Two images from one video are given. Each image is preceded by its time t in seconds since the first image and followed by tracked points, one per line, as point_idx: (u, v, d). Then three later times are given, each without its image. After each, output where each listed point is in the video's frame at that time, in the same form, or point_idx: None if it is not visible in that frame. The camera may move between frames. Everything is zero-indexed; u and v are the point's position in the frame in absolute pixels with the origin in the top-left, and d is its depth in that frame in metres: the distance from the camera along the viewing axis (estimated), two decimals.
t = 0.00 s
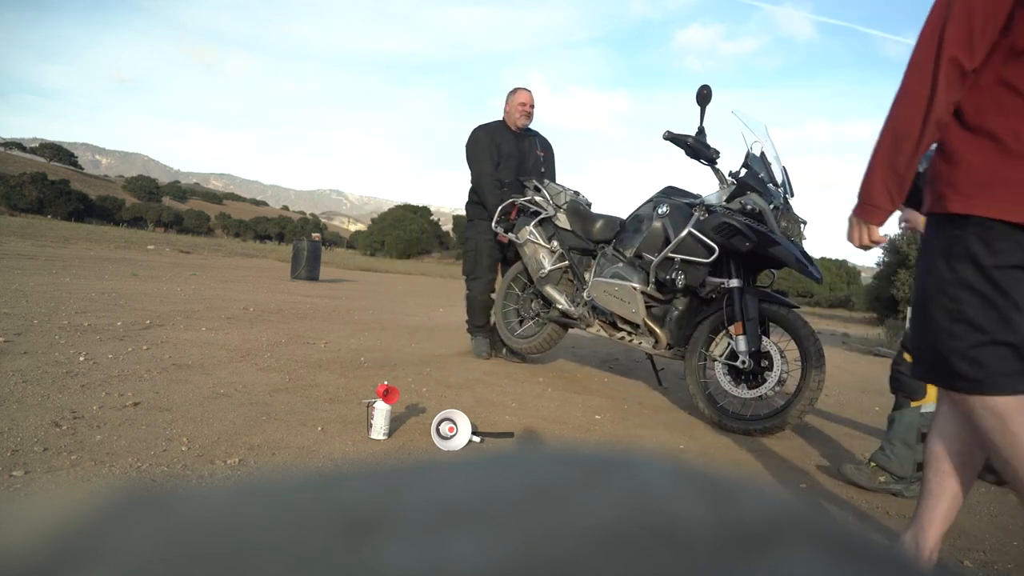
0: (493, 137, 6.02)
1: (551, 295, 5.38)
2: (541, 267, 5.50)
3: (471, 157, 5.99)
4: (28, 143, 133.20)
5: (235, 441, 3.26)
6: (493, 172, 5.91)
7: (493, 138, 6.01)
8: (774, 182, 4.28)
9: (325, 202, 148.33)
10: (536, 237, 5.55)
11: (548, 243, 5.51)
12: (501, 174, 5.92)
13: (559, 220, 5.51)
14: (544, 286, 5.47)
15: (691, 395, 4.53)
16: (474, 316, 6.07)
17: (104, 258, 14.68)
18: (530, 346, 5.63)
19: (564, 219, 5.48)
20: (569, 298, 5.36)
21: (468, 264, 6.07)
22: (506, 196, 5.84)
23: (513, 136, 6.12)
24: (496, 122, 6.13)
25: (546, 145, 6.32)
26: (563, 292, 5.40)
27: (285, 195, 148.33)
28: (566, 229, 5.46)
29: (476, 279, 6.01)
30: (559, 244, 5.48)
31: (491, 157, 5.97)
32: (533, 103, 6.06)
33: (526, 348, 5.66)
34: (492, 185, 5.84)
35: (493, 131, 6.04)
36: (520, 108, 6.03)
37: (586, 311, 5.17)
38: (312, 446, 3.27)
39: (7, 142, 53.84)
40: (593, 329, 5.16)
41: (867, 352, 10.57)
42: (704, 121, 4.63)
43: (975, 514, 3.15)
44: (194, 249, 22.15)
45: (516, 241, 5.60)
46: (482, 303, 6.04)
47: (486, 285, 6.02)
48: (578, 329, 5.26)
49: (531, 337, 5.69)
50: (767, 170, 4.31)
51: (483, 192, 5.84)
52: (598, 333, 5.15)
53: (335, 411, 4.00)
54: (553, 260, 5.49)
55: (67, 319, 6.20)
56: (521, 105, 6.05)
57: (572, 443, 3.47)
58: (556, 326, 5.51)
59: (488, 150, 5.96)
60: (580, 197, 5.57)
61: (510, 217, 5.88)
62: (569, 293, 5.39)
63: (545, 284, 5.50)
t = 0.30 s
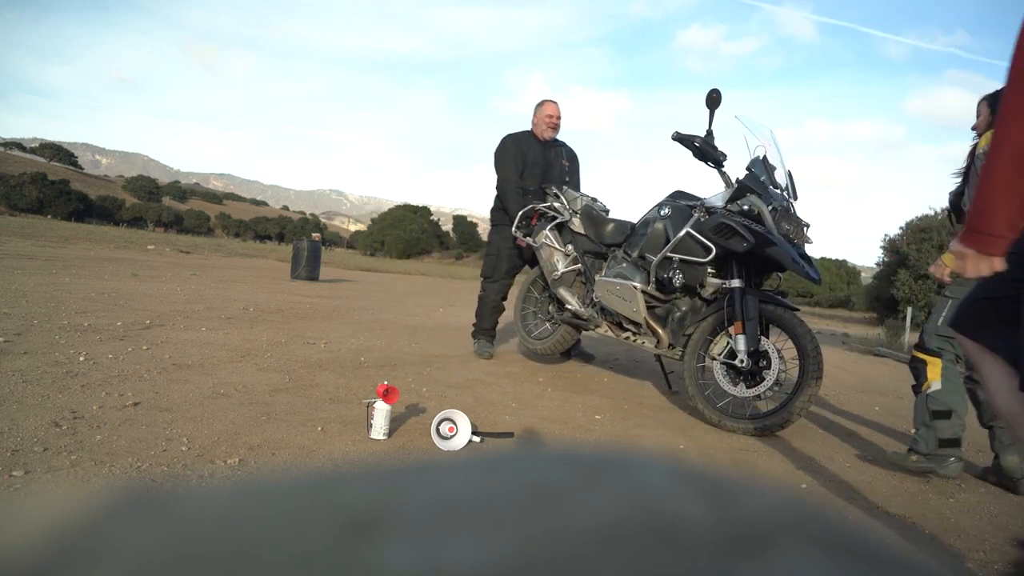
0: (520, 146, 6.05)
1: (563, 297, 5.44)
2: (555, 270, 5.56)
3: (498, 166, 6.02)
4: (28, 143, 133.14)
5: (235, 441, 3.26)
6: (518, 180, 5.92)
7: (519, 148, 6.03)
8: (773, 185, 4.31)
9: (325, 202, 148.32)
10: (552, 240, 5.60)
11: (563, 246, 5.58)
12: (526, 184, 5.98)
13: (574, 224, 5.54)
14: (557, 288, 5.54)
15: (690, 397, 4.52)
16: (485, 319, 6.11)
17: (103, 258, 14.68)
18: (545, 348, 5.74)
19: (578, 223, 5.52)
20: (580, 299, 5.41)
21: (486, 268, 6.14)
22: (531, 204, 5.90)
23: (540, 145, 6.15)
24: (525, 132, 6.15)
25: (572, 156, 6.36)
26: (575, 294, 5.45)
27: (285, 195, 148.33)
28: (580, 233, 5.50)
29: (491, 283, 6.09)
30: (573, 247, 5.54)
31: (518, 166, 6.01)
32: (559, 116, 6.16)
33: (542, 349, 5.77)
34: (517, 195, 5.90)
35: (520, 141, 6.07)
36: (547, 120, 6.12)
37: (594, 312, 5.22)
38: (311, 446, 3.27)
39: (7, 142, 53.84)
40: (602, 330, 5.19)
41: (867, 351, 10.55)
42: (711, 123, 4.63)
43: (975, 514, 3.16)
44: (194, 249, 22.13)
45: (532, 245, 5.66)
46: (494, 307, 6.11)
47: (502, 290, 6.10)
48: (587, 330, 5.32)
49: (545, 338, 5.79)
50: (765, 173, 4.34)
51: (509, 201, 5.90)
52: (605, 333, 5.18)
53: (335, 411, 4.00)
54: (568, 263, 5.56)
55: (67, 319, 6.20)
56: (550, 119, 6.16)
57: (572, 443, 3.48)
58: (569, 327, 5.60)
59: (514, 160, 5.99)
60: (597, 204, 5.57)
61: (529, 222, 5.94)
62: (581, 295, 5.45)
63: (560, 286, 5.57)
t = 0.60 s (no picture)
0: (538, 153, 6.22)
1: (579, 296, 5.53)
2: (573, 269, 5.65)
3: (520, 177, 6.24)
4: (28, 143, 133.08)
5: (235, 441, 3.26)
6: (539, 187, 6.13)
7: (536, 155, 6.21)
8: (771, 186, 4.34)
9: (325, 202, 148.32)
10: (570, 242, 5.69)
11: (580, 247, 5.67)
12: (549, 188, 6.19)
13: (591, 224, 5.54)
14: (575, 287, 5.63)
15: (688, 398, 4.52)
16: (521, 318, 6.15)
17: (103, 258, 14.67)
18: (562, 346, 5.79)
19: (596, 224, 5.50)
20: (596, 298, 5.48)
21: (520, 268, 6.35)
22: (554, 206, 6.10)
23: (558, 150, 6.28)
24: (542, 140, 6.29)
25: (593, 156, 6.41)
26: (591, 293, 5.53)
27: (285, 195, 148.33)
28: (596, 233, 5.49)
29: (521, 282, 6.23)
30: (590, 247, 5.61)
31: (537, 173, 6.19)
32: (578, 120, 6.19)
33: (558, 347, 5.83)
34: (540, 200, 6.10)
35: (535, 149, 6.25)
36: (566, 125, 6.18)
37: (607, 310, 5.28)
38: (311, 446, 3.27)
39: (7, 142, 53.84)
40: (613, 327, 5.25)
41: (867, 351, 10.53)
42: (723, 123, 4.61)
43: (975, 514, 3.15)
44: (193, 249, 22.12)
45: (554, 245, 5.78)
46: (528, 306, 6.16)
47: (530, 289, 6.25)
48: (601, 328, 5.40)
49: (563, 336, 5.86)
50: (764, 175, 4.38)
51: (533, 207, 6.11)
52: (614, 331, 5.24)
53: (335, 411, 4.00)
54: (584, 263, 5.64)
55: (67, 319, 6.20)
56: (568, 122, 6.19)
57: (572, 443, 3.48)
58: (587, 326, 5.66)
59: (533, 167, 6.19)
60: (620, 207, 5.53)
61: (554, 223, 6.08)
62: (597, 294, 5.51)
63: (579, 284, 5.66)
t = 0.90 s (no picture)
0: (553, 157, 6.24)
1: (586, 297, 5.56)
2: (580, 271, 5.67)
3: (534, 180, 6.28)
4: (28, 143, 133.06)
5: (236, 441, 3.26)
6: (552, 191, 6.15)
7: (550, 159, 6.23)
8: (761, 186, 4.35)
9: (325, 202, 148.33)
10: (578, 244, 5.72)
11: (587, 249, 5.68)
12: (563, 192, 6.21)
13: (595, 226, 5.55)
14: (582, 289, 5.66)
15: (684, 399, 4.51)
16: (542, 322, 6.32)
17: (104, 258, 14.68)
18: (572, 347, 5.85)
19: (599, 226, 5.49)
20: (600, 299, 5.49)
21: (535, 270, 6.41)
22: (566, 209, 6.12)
23: (572, 153, 6.28)
24: (557, 144, 6.30)
25: (608, 159, 6.38)
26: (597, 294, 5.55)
27: (285, 195, 148.34)
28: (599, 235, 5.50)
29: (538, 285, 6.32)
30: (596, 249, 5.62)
31: (550, 177, 6.20)
32: (592, 122, 6.16)
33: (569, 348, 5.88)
34: (552, 203, 6.12)
35: (550, 152, 6.26)
36: (580, 129, 6.16)
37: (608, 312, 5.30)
38: (311, 446, 3.27)
39: (7, 142, 53.86)
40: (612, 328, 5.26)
41: (866, 352, 10.52)
42: (715, 124, 4.62)
43: (975, 514, 3.15)
44: (193, 249, 22.11)
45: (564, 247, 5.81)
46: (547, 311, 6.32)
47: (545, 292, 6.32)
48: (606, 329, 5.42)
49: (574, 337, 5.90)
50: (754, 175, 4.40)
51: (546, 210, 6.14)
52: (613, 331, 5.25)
53: (335, 411, 4.00)
54: (591, 265, 5.65)
55: (67, 319, 6.20)
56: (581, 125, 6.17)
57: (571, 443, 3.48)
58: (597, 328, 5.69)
59: (547, 170, 6.21)
60: (626, 206, 5.55)
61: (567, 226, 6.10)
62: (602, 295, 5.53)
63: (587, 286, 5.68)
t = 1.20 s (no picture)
0: (581, 164, 6.27)
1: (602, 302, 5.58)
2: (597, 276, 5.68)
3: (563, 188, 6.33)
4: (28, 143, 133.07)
5: (236, 441, 3.26)
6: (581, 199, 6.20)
7: (578, 167, 6.26)
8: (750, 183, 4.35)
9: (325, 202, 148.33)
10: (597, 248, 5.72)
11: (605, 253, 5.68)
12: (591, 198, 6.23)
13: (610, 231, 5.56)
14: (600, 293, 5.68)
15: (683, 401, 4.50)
16: (553, 319, 6.32)
17: (103, 258, 14.68)
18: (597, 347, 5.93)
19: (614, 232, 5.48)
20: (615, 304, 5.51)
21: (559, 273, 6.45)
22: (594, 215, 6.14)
23: (600, 159, 6.28)
24: (586, 150, 6.32)
25: (637, 162, 6.35)
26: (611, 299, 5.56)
27: (285, 195, 148.34)
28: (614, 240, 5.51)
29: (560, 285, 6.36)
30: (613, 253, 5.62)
31: (578, 185, 6.26)
32: (625, 129, 6.19)
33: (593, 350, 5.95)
34: (580, 210, 6.15)
35: (579, 160, 6.29)
36: (614, 136, 6.18)
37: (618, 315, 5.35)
38: (311, 446, 3.27)
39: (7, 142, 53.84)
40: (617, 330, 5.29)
41: (866, 352, 10.51)
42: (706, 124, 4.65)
43: (975, 514, 3.14)
44: (193, 249, 22.10)
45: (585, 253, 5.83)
46: (563, 307, 6.33)
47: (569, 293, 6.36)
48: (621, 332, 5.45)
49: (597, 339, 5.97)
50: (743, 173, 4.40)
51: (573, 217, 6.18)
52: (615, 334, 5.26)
53: (335, 411, 4.00)
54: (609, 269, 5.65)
55: (67, 319, 6.20)
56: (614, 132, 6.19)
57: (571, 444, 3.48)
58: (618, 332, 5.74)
59: (575, 178, 6.25)
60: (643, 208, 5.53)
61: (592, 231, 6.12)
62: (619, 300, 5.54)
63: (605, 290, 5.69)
